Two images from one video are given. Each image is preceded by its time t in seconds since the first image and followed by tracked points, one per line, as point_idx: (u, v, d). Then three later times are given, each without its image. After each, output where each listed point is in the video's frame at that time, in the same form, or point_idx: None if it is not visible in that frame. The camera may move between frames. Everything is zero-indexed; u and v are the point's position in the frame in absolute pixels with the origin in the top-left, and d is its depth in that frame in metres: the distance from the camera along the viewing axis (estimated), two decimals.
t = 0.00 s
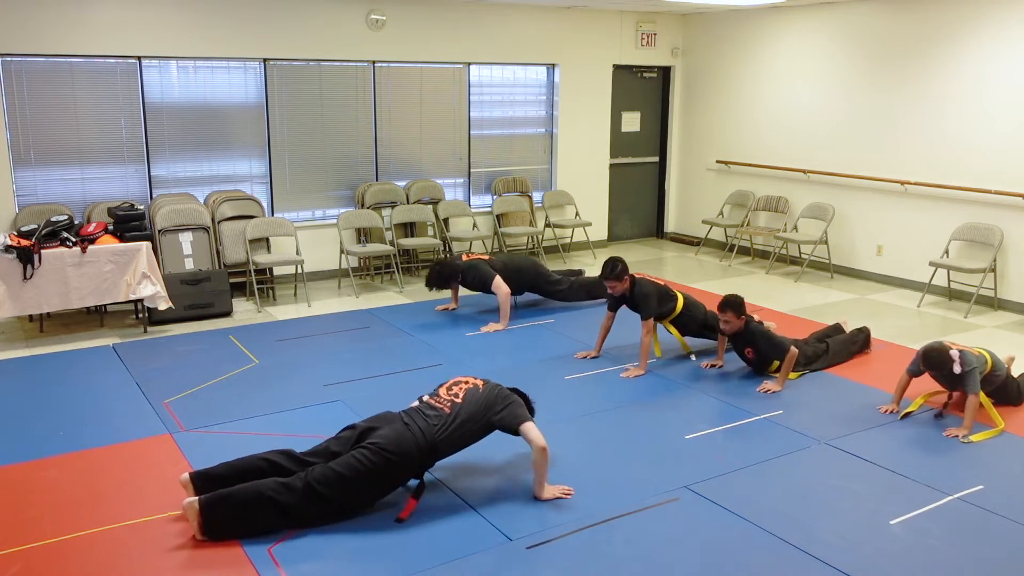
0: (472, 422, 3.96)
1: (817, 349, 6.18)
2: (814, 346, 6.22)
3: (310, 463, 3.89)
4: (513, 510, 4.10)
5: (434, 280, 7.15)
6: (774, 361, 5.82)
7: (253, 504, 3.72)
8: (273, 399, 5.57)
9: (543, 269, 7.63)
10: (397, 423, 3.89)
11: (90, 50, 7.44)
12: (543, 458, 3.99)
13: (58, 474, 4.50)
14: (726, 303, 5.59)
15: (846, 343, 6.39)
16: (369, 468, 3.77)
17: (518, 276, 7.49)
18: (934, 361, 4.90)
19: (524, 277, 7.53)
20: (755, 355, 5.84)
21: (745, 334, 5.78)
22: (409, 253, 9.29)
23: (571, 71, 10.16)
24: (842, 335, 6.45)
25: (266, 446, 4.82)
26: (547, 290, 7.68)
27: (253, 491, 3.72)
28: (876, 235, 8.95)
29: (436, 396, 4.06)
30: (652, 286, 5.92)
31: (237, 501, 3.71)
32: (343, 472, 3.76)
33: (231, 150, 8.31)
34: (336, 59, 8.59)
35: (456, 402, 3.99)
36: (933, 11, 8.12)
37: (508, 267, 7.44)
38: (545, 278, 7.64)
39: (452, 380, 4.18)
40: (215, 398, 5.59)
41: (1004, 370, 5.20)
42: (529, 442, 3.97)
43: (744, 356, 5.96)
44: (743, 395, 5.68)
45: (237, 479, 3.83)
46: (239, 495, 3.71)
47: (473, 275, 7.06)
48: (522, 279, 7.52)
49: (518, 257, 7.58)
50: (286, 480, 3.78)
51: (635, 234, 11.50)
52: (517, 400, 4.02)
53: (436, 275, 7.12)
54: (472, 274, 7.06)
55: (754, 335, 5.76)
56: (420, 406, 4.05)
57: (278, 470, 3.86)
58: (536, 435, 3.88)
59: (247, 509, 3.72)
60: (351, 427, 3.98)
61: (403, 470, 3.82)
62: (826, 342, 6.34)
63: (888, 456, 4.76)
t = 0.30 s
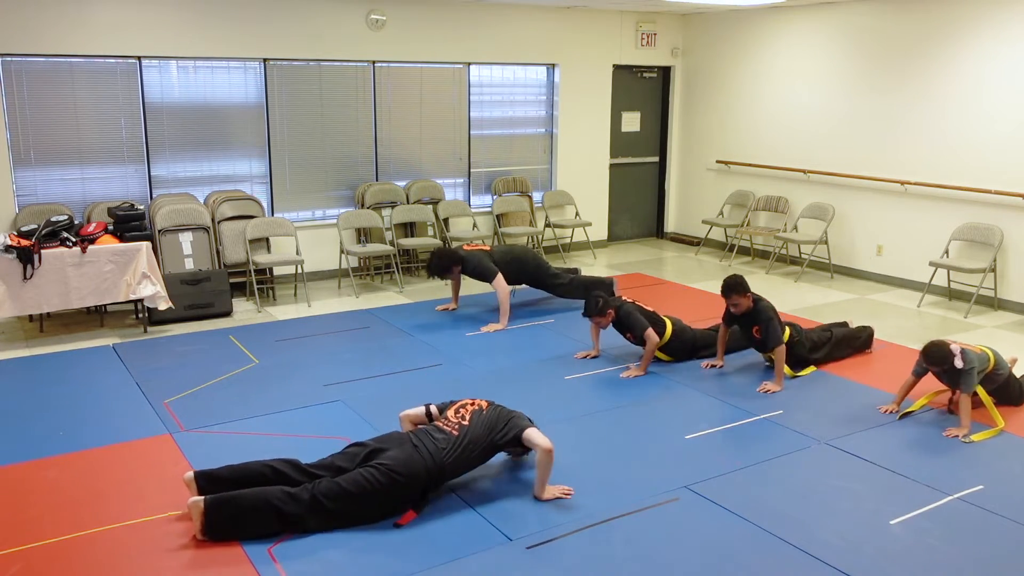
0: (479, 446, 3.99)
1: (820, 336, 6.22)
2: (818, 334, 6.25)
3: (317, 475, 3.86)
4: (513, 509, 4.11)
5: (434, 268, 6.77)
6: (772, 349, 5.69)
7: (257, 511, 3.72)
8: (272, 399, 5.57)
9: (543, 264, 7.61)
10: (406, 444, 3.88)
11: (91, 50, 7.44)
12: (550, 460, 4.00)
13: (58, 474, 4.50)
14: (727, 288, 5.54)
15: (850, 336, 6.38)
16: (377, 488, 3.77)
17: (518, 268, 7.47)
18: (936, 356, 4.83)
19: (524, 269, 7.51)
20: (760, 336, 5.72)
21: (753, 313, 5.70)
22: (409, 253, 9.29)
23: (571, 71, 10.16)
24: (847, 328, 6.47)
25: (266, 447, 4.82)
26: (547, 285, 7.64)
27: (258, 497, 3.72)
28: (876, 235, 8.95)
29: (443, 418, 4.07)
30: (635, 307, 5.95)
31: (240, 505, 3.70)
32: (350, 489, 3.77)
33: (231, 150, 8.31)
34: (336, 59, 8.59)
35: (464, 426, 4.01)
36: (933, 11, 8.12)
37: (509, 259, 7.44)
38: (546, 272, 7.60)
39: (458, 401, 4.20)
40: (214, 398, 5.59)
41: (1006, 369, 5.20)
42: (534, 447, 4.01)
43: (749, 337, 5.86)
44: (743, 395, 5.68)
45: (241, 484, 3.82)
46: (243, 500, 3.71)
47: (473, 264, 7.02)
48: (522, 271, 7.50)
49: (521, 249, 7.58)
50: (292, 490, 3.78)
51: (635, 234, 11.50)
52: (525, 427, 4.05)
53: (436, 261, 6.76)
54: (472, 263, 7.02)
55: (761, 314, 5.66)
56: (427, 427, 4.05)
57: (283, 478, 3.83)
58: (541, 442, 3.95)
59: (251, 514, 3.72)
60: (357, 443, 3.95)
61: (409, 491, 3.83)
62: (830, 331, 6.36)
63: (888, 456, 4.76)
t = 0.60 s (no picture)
0: (470, 415, 3.96)
1: (830, 314, 6.30)
2: (829, 312, 6.33)
3: (309, 461, 3.87)
4: (513, 510, 4.11)
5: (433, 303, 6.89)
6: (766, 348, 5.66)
7: (251, 504, 3.72)
8: (272, 399, 5.57)
9: (541, 278, 7.61)
10: (395, 420, 3.87)
11: (91, 50, 7.43)
12: (541, 456, 3.99)
13: (58, 474, 4.50)
14: (726, 289, 5.55)
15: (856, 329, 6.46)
16: (369, 466, 3.75)
17: (516, 285, 7.49)
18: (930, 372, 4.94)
19: (521, 286, 7.53)
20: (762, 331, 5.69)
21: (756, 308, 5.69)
22: (409, 253, 9.29)
23: (571, 71, 10.16)
24: (856, 320, 6.55)
25: (267, 447, 4.83)
26: (546, 298, 7.68)
27: (251, 491, 3.71)
28: (876, 235, 8.95)
29: (432, 391, 4.04)
30: (631, 301, 5.92)
31: (235, 500, 3.70)
32: (342, 470, 3.75)
33: (231, 150, 8.31)
34: (336, 59, 8.59)
35: (453, 396, 3.98)
36: (933, 11, 8.13)
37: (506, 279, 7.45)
38: (545, 286, 7.64)
39: (448, 373, 4.17)
40: (214, 398, 5.58)
41: (1004, 371, 5.21)
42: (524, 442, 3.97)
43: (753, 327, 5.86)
44: (743, 395, 5.68)
45: (236, 480, 3.83)
46: (237, 495, 3.70)
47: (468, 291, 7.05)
48: (519, 289, 7.53)
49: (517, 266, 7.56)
50: (284, 479, 3.77)
51: (635, 233, 11.50)
52: (514, 395, 4.01)
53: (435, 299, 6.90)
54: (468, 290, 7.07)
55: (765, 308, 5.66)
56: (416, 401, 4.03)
57: (277, 468, 3.85)
58: (531, 435, 3.90)
59: (246, 509, 3.72)
60: (347, 423, 3.95)
61: (402, 466, 3.81)
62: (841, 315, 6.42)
63: (888, 456, 4.76)
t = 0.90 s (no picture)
0: (462, 399, 3.95)
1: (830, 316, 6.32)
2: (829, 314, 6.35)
3: (303, 453, 3.86)
4: (513, 510, 4.11)
5: (432, 301, 6.89)
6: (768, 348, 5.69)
7: (247, 499, 3.70)
8: (272, 399, 5.57)
9: (539, 277, 7.59)
10: (386, 406, 3.87)
11: (91, 50, 7.43)
12: (529, 454, 3.99)
13: (58, 474, 4.50)
14: (726, 293, 5.53)
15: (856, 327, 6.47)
16: (362, 454, 3.75)
17: (516, 285, 7.48)
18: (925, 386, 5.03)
19: (520, 286, 7.50)
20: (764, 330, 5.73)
21: (761, 310, 5.68)
22: (409, 253, 9.29)
23: (571, 71, 10.15)
24: (856, 319, 6.56)
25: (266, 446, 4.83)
26: (543, 298, 7.67)
27: (245, 487, 3.70)
28: (876, 235, 8.95)
29: (423, 377, 4.05)
30: (637, 286, 5.87)
31: (230, 498, 3.70)
32: (336, 460, 3.74)
33: (231, 150, 8.31)
34: (336, 59, 8.59)
35: (445, 380, 3.97)
36: (932, 10, 8.13)
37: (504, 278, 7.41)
38: (543, 286, 7.62)
39: (439, 359, 4.17)
40: (214, 398, 5.58)
41: (1000, 376, 5.22)
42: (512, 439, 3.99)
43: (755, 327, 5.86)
44: (742, 395, 5.68)
45: (233, 477, 3.84)
46: (232, 493, 3.70)
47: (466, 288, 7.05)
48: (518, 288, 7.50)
49: (515, 266, 7.53)
50: (279, 473, 3.75)
51: (635, 233, 11.50)
52: (504, 377, 3.99)
53: (435, 296, 6.88)
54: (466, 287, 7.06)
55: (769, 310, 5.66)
56: (408, 388, 4.03)
57: (272, 462, 3.85)
58: (518, 433, 3.92)
59: (241, 506, 3.71)
60: (340, 414, 3.96)
61: (396, 452, 3.80)
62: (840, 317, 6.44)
63: (888, 456, 4.76)
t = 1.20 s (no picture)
0: (475, 433, 3.97)
1: (820, 337, 6.22)
2: (818, 335, 6.25)
3: (314, 470, 3.85)
4: (513, 509, 4.11)
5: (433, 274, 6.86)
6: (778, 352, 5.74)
7: (254, 508, 3.72)
8: (272, 399, 5.57)
9: (542, 267, 7.60)
10: (401, 433, 3.88)
11: (91, 50, 7.44)
12: (548, 458, 3.99)
13: (58, 474, 4.50)
14: (722, 300, 5.52)
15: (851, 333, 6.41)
16: (373, 479, 3.77)
17: (517, 271, 7.48)
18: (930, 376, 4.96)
19: (522, 273, 7.52)
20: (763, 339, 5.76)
21: (756, 318, 5.69)
22: (409, 253, 9.29)
23: (571, 71, 10.15)
24: (848, 330, 6.47)
25: (266, 446, 4.83)
26: (544, 288, 7.66)
27: (256, 496, 3.71)
28: (876, 235, 8.95)
29: (439, 406, 4.06)
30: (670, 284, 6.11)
31: (239, 504, 3.70)
32: (347, 481, 3.76)
33: (231, 150, 8.31)
34: (336, 59, 8.59)
35: (460, 413, 3.99)
36: (932, 11, 8.13)
37: (507, 263, 7.42)
38: (544, 277, 7.62)
39: (455, 389, 4.18)
40: (214, 398, 5.58)
41: (1003, 373, 5.21)
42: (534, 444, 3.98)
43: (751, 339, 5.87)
44: (743, 395, 5.68)
45: (239, 482, 3.82)
46: (241, 499, 3.70)
47: (470, 268, 6.98)
48: (519, 274, 7.50)
49: (520, 254, 7.55)
50: (289, 486, 3.77)
51: (635, 233, 11.50)
52: (522, 415, 4.01)
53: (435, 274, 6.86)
54: (469, 268, 6.99)
55: (764, 318, 5.66)
56: (423, 416, 4.05)
57: (281, 475, 3.83)
58: (540, 438, 3.91)
59: (249, 513, 3.72)
60: (353, 434, 3.95)
61: (406, 481, 3.83)
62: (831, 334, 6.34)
63: (888, 456, 4.76)
